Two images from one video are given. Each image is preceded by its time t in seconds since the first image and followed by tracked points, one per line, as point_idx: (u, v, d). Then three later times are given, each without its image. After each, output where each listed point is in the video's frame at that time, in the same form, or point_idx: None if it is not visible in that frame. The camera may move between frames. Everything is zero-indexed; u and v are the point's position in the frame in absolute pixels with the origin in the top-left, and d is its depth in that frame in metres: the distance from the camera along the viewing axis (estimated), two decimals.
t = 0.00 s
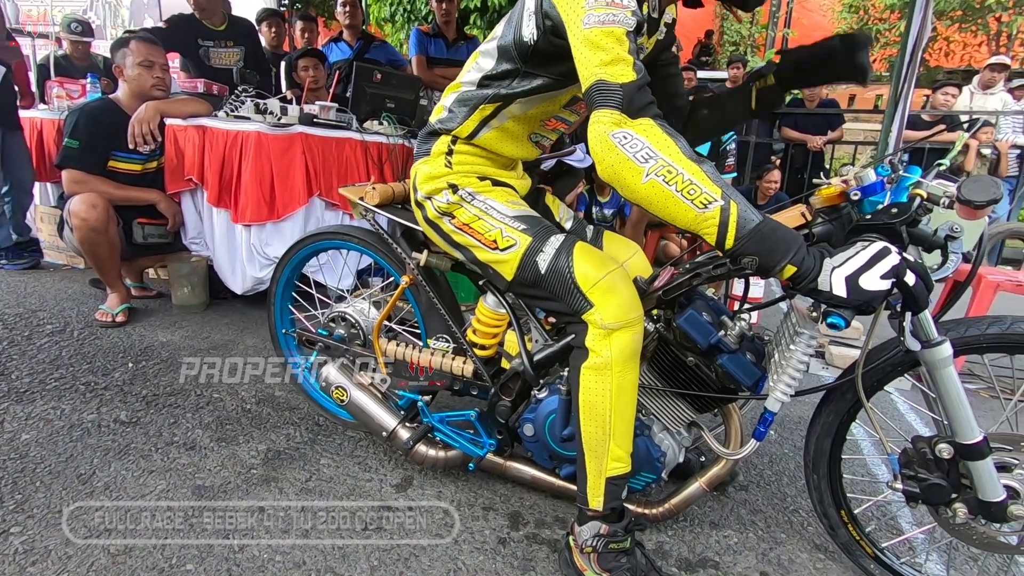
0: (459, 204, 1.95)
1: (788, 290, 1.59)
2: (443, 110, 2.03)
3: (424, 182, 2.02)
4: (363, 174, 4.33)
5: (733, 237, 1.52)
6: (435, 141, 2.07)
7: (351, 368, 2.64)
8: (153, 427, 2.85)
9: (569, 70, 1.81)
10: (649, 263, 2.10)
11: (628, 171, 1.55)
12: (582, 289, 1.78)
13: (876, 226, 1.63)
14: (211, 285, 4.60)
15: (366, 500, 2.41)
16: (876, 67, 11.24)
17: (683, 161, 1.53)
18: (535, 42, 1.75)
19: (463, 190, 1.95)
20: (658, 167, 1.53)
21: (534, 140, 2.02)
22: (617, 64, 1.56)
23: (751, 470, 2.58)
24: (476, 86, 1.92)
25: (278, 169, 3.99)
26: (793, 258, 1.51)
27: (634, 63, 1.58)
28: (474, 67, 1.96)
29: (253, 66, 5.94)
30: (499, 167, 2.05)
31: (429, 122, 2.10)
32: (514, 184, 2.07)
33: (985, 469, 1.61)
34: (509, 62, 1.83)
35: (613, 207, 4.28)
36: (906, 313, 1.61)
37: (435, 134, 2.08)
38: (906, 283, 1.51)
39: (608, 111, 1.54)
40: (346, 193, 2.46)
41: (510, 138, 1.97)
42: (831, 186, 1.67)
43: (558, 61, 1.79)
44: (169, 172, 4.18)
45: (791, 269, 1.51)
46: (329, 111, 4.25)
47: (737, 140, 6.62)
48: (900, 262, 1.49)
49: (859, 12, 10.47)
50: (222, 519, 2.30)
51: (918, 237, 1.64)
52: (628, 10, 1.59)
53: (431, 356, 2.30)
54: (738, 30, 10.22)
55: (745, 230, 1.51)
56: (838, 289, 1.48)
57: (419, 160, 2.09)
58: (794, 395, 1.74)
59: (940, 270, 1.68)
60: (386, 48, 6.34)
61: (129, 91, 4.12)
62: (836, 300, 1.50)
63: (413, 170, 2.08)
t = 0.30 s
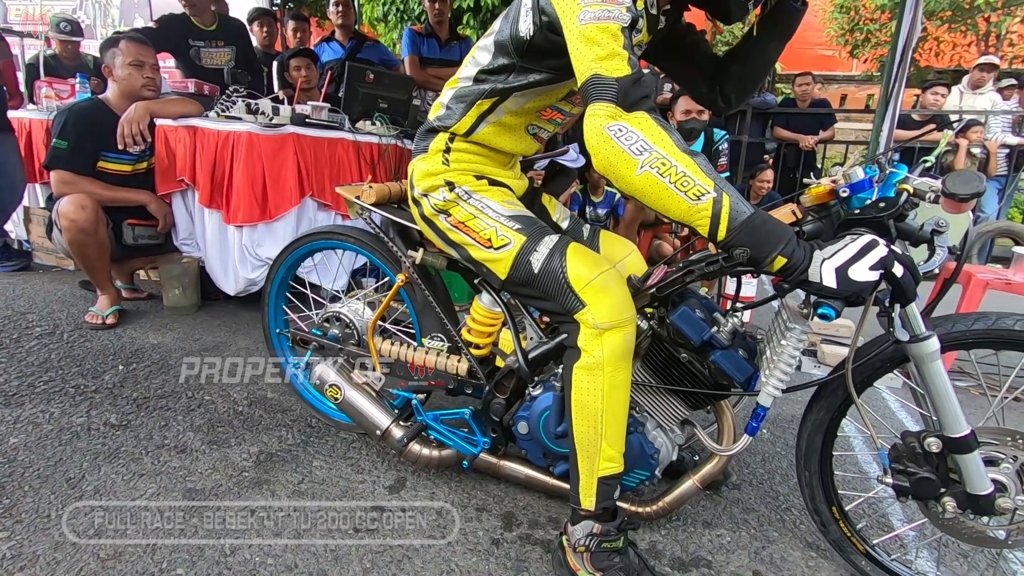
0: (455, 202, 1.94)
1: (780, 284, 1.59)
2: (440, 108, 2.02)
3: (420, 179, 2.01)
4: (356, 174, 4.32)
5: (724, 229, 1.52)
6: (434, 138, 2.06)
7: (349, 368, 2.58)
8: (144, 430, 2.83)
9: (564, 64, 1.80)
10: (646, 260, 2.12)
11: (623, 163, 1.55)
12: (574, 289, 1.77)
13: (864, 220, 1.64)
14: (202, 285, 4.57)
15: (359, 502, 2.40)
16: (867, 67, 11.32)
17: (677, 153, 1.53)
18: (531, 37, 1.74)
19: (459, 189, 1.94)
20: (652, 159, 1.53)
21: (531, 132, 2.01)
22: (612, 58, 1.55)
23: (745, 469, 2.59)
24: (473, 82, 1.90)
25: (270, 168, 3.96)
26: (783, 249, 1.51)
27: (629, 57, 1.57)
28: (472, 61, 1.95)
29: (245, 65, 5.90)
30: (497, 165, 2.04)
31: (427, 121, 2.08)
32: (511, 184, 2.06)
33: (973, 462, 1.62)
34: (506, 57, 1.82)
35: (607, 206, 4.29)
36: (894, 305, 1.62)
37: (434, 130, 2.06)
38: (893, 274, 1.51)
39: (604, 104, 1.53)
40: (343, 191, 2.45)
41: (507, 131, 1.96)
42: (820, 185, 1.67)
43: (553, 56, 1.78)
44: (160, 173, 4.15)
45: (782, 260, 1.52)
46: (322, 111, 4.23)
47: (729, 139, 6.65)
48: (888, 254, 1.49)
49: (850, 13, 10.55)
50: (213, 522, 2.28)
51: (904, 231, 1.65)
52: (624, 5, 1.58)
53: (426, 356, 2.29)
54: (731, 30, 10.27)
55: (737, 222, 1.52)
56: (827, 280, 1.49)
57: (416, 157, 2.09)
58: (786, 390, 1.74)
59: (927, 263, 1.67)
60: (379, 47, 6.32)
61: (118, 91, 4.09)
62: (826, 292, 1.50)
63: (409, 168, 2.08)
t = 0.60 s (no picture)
0: (451, 201, 1.94)
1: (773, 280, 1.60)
2: (436, 107, 2.02)
3: (417, 178, 2.01)
4: (350, 174, 4.31)
5: (717, 225, 1.53)
6: (430, 137, 2.05)
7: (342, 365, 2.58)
8: (137, 432, 2.81)
9: (558, 63, 1.80)
10: (641, 258, 2.14)
11: (617, 162, 1.55)
12: (569, 287, 1.78)
13: (856, 216, 1.65)
14: (196, 286, 4.55)
15: (354, 501, 2.39)
16: (859, 67, 11.40)
17: (670, 151, 1.53)
18: (525, 37, 1.74)
19: (456, 188, 1.94)
20: (646, 158, 1.53)
21: (527, 131, 2.01)
22: (606, 58, 1.55)
23: (739, 467, 2.60)
24: (469, 81, 1.90)
25: (264, 167, 3.95)
26: (775, 245, 1.52)
27: (623, 57, 1.58)
28: (467, 60, 1.94)
29: (240, 64, 5.92)
30: (494, 164, 2.04)
31: (423, 119, 2.07)
32: (507, 182, 2.06)
33: (963, 457, 1.63)
34: (501, 57, 1.82)
35: (601, 206, 4.30)
36: (886, 300, 1.63)
37: (430, 130, 2.06)
38: (884, 270, 1.52)
39: (598, 103, 1.54)
40: (340, 190, 2.44)
41: (503, 130, 1.96)
42: (813, 184, 1.68)
43: (548, 55, 1.78)
44: (152, 173, 4.12)
45: (774, 256, 1.52)
46: (316, 110, 4.20)
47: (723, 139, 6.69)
48: (878, 249, 1.50)
49: (843, 13, 10.63)
50: (209, 523, 2.27)
51: (895, 228, 1.66)
52: (616, 5, 1.57)
53: (423, 354, 2.29)
54: (724, 30, 10.32)
55: (730, 219, 1.53)
56: (820, 275, 1.50)
57: (413, 156, 2.08)
58: (780, 386, 1.75)
59: (917, 260, 1.69)
60: (373, 47, 6.30)
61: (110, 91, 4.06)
62: (818, 287, 1.51)
63: (406, 168, 2.08)
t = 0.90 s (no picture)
0: (447, 201, 1.94)
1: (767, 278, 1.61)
2: (433, 107, 2.02)
3: (412, 179, 2.01)
4: (346, 174, 4.30)
5: (712, 226, 1.53)
6: (426, 138, 2.05)
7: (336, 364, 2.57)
8: (132, 433, 2.80)
9: (553, 63, 1.79)
10: (637, 258, 2.15)
11: (612, 163, 1.55)
12: (564, 287, 1.78)
13: (849, 215, 1.65)
14: (191, 286, 4.53)
15: (350, 502, 2.39)
16: (855, 67, 11.45)
17: (665, 152, 1.53)
18: (519, 37, 1.74)
19: (452, 188, 1.94)
20: (641, 159, 1.53)
21: (523, 132, 2.01)
22: (600, 59, 1.55)
23: (735, 466, 2.61)
24: (464, 81, 1.90)
25: (259, 168, 3.94)
26: (770, 245, 1.52)
27: (617, 57, 1.58)
28: (462, 60, 1.94)
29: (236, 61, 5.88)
30: (490, 165, 2.04)
31: (419, 120, 2.07)
32: (504, 183, 2.06)
33: (957, 454, 1.64)
34: (495, 57, 1.82)
35: (597, 206, 4.31)
36: (880, 299, 1.63)
37: (426, 130, 2.05)
38: (878, 268, 1.52)
39: (592, 104, 1.54)
40: (336, 191, 2.44)
41: (499, 131, 1.96)
42: (807, 183, 1.71)
43: (542, 55, 1.77)
44: (147, 173, 4.10)
45: (769, 256, 1.52)
46: (311, 110, 4.21)
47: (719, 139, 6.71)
48: (872, 247, 1.51)
49: (838, 13, 10.67)
50: (204, 525, 2.26)
51: (888, 227, 1.66)
52: (610, 5, 1.58)
53: (419, 354, 2.28)
54: (719, 31, 10.35)
55: (724, 219, 1.53)
56: (814, 274, 1.50)
57: (409, 156, 2.08)
58: (775, 385, 1.75)
59: (911, 259, 1.70)
60: (369, 46, 6.29)
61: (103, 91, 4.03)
62: (812, 286, 1.51)
63: (402, 168, 2.07)
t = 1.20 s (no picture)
0: (445, 201, 1.94)
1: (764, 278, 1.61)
2: (431, 107, 2.02)
3: (410, 178, 2.01)
4: (344, 174, 4.30)
5: (709, 226, 1.53)
6: (424, 137, 2.05)
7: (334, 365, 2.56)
8: (130, 434, 2.79)
9: (551, 62, 1.79)
10: (636, 258, 2.16)
11: (609, 163, 1.55)
12: (562, 287, 1.78)
13: (846, 215, 1.65)
14: (189, 286, 4.52)
15: (349, 502, 2.39)
16: (852, 67, 11.47)
17: (662, 152, 1.53)
18: (517, 36, 1.74)
19: (450, 188, 1.94)
20: (638, 159, 1.54)
21: (522, 132, 2.01)
22: (597, 59, 1.56)
23: (734, 465, 2.61)
24: (463, 81, 1.90)
25: (257, 168, 3.93)
26: (767, 245, 1.52)
27: (614, 58, 1.58)
28: (461, 60, 1.94)
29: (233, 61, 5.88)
30: (489, 165, 2.04)
31: (418, 120, 2.08)
32: (502, 182, 2.06)
33: (955, 453, 1.64)
34: (494, 56, 1.82)
35: (596, 205, 4.33)
36: (877, 298, 1.63)
37: (424, 130, 2.06)
38: (875, 268, 1.53)
39: (590, 104, 1.54)
40: (334, 190, 2.44)
41: (497, 131, 1.95)
42: (805, 183, 1.69)
43: (540, 55, 1.77)
44: (144, 173, 4.10)
45: (766, 256, 1.52)
46: (309, 110, 4.20)
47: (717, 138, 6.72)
48: (870, 247, 1.51)
49: (835, 13, 10.69)
50: (203, 525, 2.26)
51: (886, 226, 1.67)
52: (608, 5, 1.58)
53: (418, 354, 2.28)
54: (717, 30, 10.37)
55: (721, 219, 1.53)
56: (812, 274, 1.50)
57: (407, 156, 2.08)
58: (774, 384, 1.76)
59: (908, 259, 1.70)
60: (367, 46, 6.29)
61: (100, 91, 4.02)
62: (810, 285, 1.52)
63: (400, 168, 2.07)
